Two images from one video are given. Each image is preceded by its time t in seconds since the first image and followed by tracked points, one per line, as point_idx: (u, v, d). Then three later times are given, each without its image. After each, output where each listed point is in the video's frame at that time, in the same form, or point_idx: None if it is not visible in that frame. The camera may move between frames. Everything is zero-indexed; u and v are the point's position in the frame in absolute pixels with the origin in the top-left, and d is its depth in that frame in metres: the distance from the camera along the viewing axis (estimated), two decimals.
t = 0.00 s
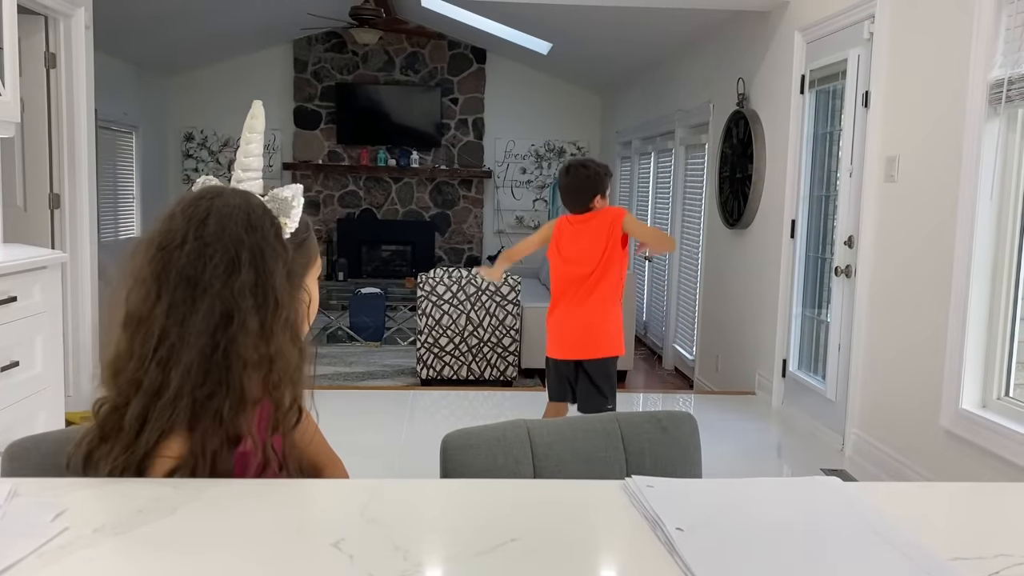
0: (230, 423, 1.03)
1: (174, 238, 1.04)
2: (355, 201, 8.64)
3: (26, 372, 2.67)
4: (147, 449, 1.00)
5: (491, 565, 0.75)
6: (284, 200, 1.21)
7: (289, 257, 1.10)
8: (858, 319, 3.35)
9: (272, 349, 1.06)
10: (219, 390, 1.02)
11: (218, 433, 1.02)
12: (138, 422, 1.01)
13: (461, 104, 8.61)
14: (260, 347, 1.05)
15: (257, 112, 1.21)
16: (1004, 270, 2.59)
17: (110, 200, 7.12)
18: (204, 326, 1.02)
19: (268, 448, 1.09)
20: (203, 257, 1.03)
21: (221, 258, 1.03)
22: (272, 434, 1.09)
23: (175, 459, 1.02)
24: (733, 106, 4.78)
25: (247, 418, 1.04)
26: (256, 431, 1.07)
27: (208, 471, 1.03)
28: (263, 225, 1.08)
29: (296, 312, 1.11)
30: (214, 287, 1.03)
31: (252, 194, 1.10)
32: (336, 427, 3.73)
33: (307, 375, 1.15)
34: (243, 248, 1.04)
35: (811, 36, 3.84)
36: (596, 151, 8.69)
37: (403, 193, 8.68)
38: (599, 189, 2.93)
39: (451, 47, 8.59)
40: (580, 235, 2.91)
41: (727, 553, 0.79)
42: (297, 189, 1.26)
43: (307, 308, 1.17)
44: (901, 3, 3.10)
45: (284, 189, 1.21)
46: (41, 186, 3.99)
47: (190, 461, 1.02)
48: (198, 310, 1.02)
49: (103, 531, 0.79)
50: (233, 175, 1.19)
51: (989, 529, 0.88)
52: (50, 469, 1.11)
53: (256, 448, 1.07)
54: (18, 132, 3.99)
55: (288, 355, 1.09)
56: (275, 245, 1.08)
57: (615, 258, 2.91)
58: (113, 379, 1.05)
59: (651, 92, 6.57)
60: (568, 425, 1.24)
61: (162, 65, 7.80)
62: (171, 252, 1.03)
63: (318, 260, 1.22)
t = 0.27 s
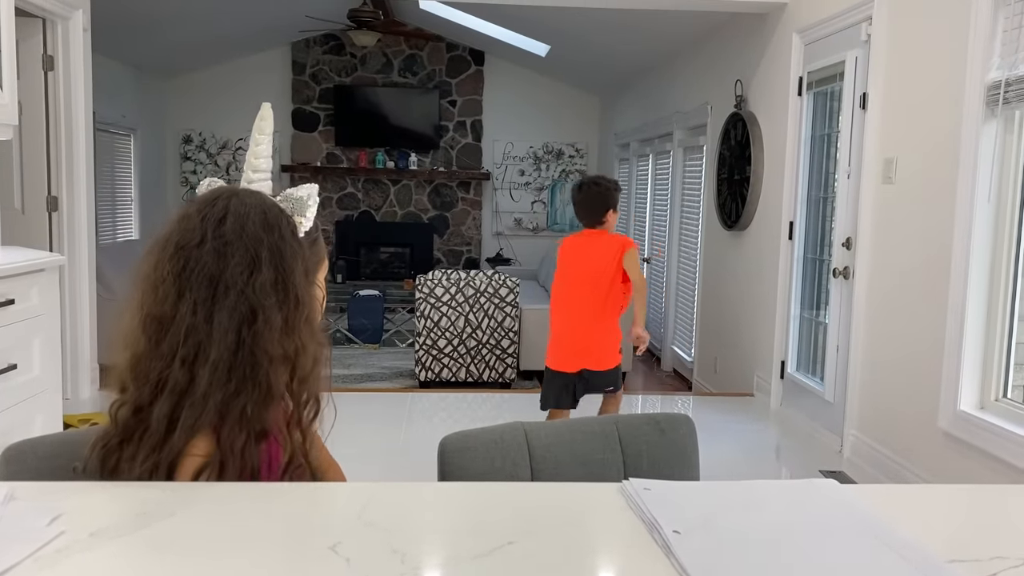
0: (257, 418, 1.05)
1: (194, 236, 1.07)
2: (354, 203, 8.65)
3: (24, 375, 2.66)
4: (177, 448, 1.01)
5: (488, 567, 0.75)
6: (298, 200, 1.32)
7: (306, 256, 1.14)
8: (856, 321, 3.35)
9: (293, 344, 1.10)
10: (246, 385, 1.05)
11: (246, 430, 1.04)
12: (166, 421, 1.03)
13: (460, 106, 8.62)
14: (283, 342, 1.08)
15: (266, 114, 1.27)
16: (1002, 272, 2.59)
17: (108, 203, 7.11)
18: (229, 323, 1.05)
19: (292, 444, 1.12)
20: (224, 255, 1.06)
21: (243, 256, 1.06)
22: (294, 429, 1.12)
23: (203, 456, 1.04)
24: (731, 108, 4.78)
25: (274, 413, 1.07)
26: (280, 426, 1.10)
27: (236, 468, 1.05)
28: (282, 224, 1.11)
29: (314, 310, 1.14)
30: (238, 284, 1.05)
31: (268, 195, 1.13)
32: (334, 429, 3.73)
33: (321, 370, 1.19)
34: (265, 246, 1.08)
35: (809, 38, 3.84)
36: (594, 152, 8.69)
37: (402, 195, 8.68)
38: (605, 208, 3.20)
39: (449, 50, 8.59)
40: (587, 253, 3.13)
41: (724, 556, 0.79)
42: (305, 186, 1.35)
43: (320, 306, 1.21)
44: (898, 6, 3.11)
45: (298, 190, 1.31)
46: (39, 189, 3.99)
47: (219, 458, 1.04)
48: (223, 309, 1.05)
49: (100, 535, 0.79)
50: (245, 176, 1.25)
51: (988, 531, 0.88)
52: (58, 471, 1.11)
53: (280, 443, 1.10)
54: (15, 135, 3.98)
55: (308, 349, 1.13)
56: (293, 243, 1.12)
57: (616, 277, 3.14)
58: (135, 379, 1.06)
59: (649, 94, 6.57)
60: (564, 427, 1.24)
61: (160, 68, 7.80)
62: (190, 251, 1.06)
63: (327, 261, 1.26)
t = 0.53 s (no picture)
0: (267, 418, 1.06)
1: (202, 237, 1.07)
2: (352, 206, 8.66)
3: (22, 378, 2.66)
4: (188, 448, 1.02)
5: (486, 570, 0.75)
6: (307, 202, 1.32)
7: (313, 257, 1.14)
8: (855, 323, 3.35)
9: (301, 345, 1.10)
10: (255, 385, 1.05)
11: (255, 430, 1.05)
12: (176, 422, 1.03)
13: (458, 108, 8.62)
14: (290, 343, 1.08)
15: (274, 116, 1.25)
16: (1000, 274, 2.59)
17: (106, 205, 7.11)
18: (238, 324, 1.05)
19: (300, 443, 1.12)
20: (231, 256, 1.06)
21: (250, 257, 1.06)
22: (301, 430, 1.12)
23: (214, 456, 1.04)
24: (729, 109, 4.79)
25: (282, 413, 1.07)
26: (288, 427, 1.10)
27: (246, 468, 1.06)
28: (290, 225, 1.11)
29: (321, 310, 1.15)
30: (246, 285, 1.05)
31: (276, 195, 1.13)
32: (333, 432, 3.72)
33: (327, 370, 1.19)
34: (273, 246, 1.08)
35: (807, 40, 3.85)
36: (593, 154, 8.69)
37: (400, 197, 8.68)
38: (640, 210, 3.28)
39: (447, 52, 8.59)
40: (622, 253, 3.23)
41: (723, 558, 0.79)
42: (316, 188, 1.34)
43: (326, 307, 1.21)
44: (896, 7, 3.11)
45: (305, 192, 1.32)
46: (37, 192, 3.99)
47: (230, 457, 1.05)
48: (232, 309, 1.05)
49: (97, 538, 0.79)
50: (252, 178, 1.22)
51: (989, 533, 0.88)
52: (60, 468, 1.12)
53: (289, 443, 1.10)
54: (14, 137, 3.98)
55: (314, 350, 1.12)
56: (301, 245, 1.11)
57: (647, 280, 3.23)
58: (142, 379, 1.06)
59: (648, 96, 6.58)
60: (563, 429, 1.24)
61: (158, 71, 7.80)
62: (198, 250, 1.06)
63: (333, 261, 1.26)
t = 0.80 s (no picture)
0: (270, 420, 1.05)
1: (200, 238, 1.07)
2: (351, 207, 8.67)
3: (20, 380, 2.66)
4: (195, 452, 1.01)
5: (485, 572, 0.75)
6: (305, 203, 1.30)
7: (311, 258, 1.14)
8: (853, 325, 3.35)
9: (301, 348, 1.10)
10: (258, 387, 1.05)
11: (260, 432, 1.05)
12: (182, 426, 1.02)
13: (457, 110, 8.63)
14: (290, 344, 1.08)
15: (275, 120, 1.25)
16: (998, 277, 2.60)
17: (105, 207, 7.10)
18: (237, 326, 1.05)
19: (303, 446, 1.12)
20: (229, 257, 1.06)
21: (247, 258, 1.06)
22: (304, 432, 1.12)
23: (222, 459, 1.04)
24: (728, 111, 4.79)
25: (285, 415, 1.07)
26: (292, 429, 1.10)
27: (252, 471, 1.05)
28: (287, 226, 1.11)
29: (319, 312, 1.14)
30: (245, 286, 1.05)
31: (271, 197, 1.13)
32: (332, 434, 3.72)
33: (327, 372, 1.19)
34: (270, 247, 1.08)
35: (805, 42, 3.85)
36: (591, 156, 8.69)
37: (398, 199, 8.68)
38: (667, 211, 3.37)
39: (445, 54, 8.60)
40: (648, 252, 3.32)
41: (722, 560, 0.79)
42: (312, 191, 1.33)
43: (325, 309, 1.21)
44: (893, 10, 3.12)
45: (303, 194, 1.31)
46: (35, 194, 3.99)
47: (236, 461, 1.05)
48: (232, 312, 1.05)
49: (96, 541, 0.79)
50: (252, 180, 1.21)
51: (987, 535, 0.88)
52: (58, 472, 1.12)
53: (292, 446, 1.10)
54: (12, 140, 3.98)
55: (314, 352, 1.12)
56: (299, 247, 1.11)
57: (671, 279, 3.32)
58: (143, 383, 1.06)
59: (646, 98, 6.59)
60: (562, 431, 1.24)
61: (156, 73, 7.79)
62: (195, 252, 1.06)
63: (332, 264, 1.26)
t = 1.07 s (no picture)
0: (264, 424, 1.05)
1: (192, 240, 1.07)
2: (350, 209, 8.66)
3: (18, 383, 2.65)
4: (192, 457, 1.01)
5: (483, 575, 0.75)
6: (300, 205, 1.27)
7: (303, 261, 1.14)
8: (851, 326, 3.35)
9: (293, 351, 1.10)
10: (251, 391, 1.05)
11: (255, 436, 1.05)
12: (177, 431, 1.02)
13: (455, 112, 8.63)
14: (282, 348, 1.08)
15: (275, 122, 1.23)
16: (996, 279, 2.60)
17: (103, 209, 7.10)
18: (229, 330, 1.04)
19: (299, 450, 1.12)
20: (220, 260, 1.06)
21: (238, 261, 1.06)
22: (300, 437, 1.13)
23: (219, 465, 1.04)
24: (726, 113, 4.79)
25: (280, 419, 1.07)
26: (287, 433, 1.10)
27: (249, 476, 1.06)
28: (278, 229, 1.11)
29: (313, 314, 1.14)
30: (236, 289, 1.05)
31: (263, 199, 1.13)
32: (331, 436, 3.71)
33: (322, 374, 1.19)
34: (260, 250, 1.08)
35: (803, 43, 3.86)
36: (590, 158, 8.70)
37: (397, 201, 8.68)
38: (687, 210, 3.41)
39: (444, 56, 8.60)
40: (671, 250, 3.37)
41: (720, 563, 0.79)
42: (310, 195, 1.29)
43: (321, 312, 1.21)
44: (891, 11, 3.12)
45: (299, 196, 1.27)
46: (34, 196, 3.98)
47: (234, 466, 1.05)
48: (224, 315, 1.05)
49: (93, 543, 0.79)
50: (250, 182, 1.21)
51: (986, 536, 0.88)
52: (54, 475, 1.11)
53: (288, 451, 1.10)
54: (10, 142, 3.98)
55: (307, 355, 1.12)
56: (290, 249, 1.11)
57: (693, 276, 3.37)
58: (138, 387, 1.06)
59: (644, 100, 6.59)
60: (559, 433, 1.24)
61: (155, 75, 7.79)
62: (187, 253, 1.06)
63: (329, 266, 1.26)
